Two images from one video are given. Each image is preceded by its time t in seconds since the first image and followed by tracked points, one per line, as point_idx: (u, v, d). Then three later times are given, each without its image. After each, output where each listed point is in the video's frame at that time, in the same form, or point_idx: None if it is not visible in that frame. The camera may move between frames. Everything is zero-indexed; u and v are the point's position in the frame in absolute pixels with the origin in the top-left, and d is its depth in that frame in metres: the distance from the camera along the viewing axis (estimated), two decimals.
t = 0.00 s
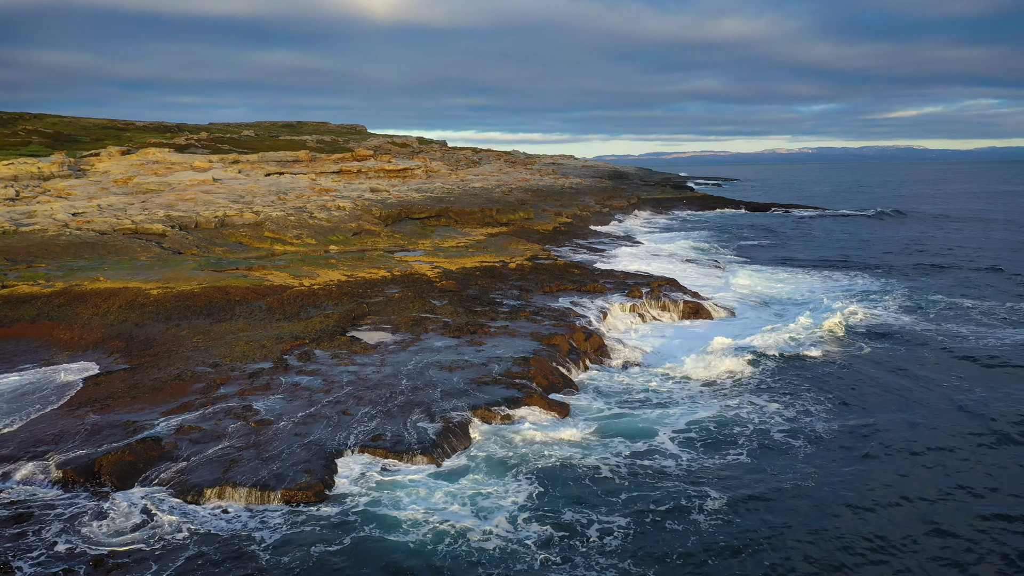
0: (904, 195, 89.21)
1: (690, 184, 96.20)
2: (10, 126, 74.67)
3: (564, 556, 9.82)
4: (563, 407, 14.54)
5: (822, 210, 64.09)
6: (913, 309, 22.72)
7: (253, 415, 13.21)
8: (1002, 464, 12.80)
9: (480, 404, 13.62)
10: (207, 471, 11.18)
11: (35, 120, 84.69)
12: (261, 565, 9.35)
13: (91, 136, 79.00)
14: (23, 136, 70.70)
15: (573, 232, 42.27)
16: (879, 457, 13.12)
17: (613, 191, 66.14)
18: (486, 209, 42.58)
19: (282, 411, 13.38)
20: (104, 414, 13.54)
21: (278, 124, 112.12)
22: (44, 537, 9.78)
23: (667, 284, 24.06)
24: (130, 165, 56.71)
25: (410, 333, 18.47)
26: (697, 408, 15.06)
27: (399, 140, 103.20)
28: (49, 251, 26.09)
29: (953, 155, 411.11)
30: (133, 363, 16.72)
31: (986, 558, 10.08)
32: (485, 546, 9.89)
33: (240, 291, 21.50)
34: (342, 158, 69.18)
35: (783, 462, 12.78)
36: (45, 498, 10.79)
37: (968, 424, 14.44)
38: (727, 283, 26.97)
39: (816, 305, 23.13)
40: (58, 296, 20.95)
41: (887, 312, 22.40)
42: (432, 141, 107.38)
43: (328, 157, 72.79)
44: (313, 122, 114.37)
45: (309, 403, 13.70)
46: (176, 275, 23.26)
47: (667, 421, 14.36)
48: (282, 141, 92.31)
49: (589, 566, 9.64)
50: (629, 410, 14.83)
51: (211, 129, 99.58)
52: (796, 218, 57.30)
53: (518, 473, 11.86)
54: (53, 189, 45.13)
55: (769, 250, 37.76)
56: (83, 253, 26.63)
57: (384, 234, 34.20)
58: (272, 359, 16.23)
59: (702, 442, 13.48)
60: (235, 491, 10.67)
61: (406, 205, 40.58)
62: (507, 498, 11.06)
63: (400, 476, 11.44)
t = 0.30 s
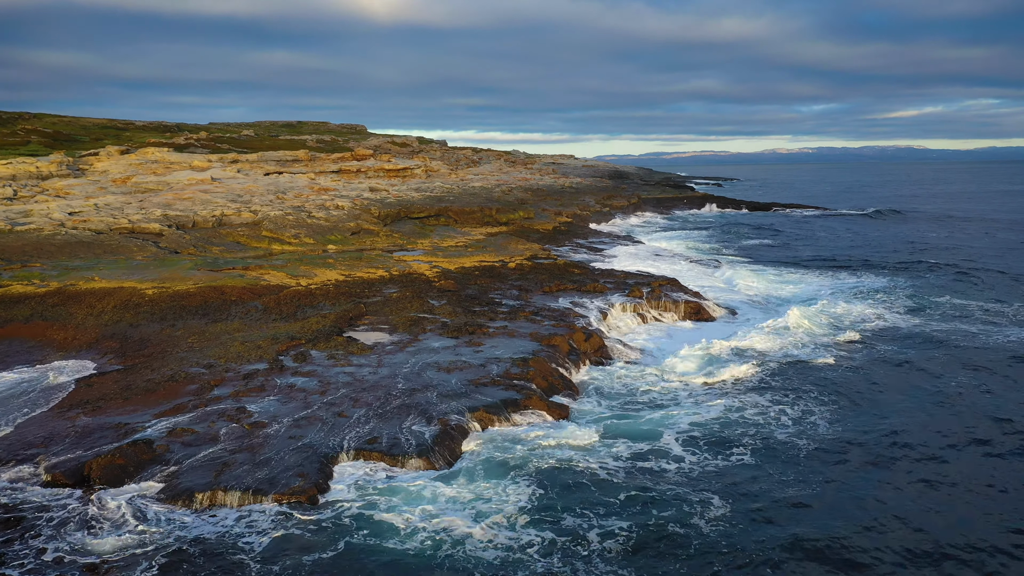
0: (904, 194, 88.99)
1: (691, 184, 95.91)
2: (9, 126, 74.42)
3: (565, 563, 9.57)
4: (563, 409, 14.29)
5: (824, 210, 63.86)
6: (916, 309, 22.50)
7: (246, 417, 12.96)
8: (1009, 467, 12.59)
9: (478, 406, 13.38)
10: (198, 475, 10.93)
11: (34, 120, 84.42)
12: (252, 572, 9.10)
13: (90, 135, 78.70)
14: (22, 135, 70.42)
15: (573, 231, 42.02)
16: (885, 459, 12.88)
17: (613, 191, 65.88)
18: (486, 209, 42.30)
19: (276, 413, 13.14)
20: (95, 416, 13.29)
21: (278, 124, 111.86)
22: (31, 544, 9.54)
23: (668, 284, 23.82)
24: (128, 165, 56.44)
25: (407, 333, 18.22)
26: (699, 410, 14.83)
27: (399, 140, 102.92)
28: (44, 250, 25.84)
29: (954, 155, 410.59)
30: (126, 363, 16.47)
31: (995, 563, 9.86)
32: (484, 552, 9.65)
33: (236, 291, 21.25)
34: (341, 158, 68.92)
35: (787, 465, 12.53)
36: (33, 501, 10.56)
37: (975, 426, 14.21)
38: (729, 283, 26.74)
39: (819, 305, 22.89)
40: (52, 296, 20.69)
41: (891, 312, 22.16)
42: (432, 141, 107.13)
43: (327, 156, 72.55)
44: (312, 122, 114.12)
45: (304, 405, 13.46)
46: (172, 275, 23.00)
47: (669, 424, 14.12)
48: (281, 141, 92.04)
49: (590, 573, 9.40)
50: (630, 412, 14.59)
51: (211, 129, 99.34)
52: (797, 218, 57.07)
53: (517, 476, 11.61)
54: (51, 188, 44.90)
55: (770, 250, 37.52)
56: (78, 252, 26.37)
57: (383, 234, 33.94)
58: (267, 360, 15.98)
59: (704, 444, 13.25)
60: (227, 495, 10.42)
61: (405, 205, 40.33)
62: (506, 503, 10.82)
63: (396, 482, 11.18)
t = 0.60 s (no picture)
0: (906, 194, 88.73)
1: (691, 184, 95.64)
2: (8, 125, 74.23)
3: (565, 569, 9.34)
4: (563, 412, 14.09)
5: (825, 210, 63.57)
6: (919, 309, 22.28)
7: (240, 419, 12.74)
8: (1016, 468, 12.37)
9: (476, 408, 13.14)
10: (189, 479, 10.71)
11: (33, 119, 84.22)
12: None
13: (89, 134, 78.47)
14: (21, 135, 70.21)
15: (574, 231, 41.77)
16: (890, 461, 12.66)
17: (614, 191, 65.60)
18: (485, 208, 42.02)
19: (271, 415, 12.91)
20: (86, 418, 13.06)
21: (277, 123, 111.62)
22: (18, 550, 9.29)
23: (669, 284, 23.57)
24: (127, 164, 56.22)
25: (405, 334, 17.98)
26: (701, 410, 14.61)
27: (399, 140, 102.71)
28: (39, 249, 25.61)
29: (954, 155, 410.27)
30: (120, 364, 16.22)
31: (1005, 567, 9.63)
32: (482, 558, 9.42)
33: (232, 291, 21.02)
34: (341, 157, 68.70)
35: (792, 467, 12.29)
36: (21, 504, 10.34)
37: (981, 427, 13.99)
38: (730, 283, 26.52)
39: (822, 305, 22.63)
40: (46, 296, 20.45)
41: (894, 312, 21.94)
42: (432, 141, 106.91)
43: (327, 156, 72.31)
44: (312, 122, 113.87)
45: (299, 407, 13.23)
46: (168, 275, 22.75)
47: (670, 425, 13.90)
48: (281, 141, 91.82)
49: None
50: (631, 413, 14.35)
51: (211, 129, 99.14)
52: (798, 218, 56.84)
53: (516, 480, 11.38)
54: (48, 187, 44.71)
55: (771, 250, 37.30)
56: (74, 251, 26.13)
57: (382, 234, 33.69)
58: (262, 360, 15.74)
59: (707, 446, 13.01)
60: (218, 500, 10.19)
61: (404, 204, 40.08)
62: (504, 507, 10.59)
63: (392, 485, 10.97)
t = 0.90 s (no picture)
0: (907, 194, 88.46)
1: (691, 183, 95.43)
2: (7, 125, 74.05)
3: None
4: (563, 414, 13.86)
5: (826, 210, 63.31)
6: (923, 309, 22.06)
7: (234, 422, 12.50)
8: None
9: (473, 410, 12.91)
10: (180, 484, 10.46)
11: (33, 119, 84.10)
12: None
13: (89, 134, 78.31)
14: (20, 134, 70.07)
15: (574, 230, 41.57)
16: (898, 464, 12.39)
17: (614, 190, 65.39)
18: (485, 208, 41.79)
19: (265, 417, 12.69)
20: (77, 420, 12.83)
21: (277, 123, 111.40)
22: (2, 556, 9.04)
23: (670, 284, 23.35)
24: (126, 163, 56.05)
25: (402, 334, 17.75)
26: (703, 412, 14.37)
27: (399, 139, 102.53)
28: (35, 249, 25.38)
29: (955, 155, 409.86)
30: (113, 365, 15.98)
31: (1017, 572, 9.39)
32: (481, 566, 9.18)
33: (228, 291, 20.79)
34: (341, 157, 68.54)
35: (798, 470, 12.03)
36: (8, 506, 10.10)
37: (990, 429, 13.73)
38: (732, 283, 26.29)
39: (825, 306, 22.39)
40: (39, 296, 20.20)
41: (898, 312, 21.71)
42: (432, 141, 106.74)
43: (327, 155, 72.10)
44: (312, 122, 113.71)
45: (294, 409, 13.00)
46: (164, 275, 22.49)
47: (673, 427, 13.65)
48: (281, 141, 91.63)
49: None
50: (631, 415, 14.12)
51: (211, 128, 98.99)
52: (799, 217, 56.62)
53: (514, 484, 11.16)
54: (46, 186, 44.51)
55: (773, 249, 37.08)
56: (70, 251, 25.90)
57: (380, 233, 33.49)
58: (257, 362, 15.49)
59: (709, 448, 12.76)
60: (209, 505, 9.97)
61: (404, 204, 39.85)
62: (503, 513, 10.35)
63: (388, 491, 10.71)
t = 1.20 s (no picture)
0: (907, 194, 88.21)
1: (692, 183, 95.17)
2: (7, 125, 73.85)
3: None
4: (562, 415, 13.66)
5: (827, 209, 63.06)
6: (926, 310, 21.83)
7: (227, 425, 12.28)
8: None
9: (471, 412, 12.70)
10: (171, 489, 10.23)
11: (33, 118, 83.98)
12: None
13: (88, 134, 78.11)
14: (19, 133, 69.91)
15: (574, 230, 41.34)
16: (905, 468, 12.14)
17: (614, 190, 65.16)
18: (485, 207, 41.57)
19: (259, 420, 12.47)
20: (68, 423, 12.60)
21: (277, 122, 111.20)
22: None
23: (670, 284, 23.13)
24: (125, 163, 55.85)
25: (400, 335, 17.52)
26: (705, 412, 14.15)
27: (399, 139, 102.37)
28: (30, 249, 25.15)
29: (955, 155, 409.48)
30: (106, 366, 15.74)
31: None
32: None
33: (224, 291, 20.56)
34: (341, 156, 68.34)
35: (804, 473, 11.79)
36: None
37: (997, 432, 13.50)
38: (733, 283, 26.08)
39: (827, 306, 22.16)
40: (33, 296, 19.97)
41: (900, 312, 21.51)
42: (432, 141, 106.55)
43: (326, 155, 71.90)
44: (312, 122, 113.52)
45: (289, 411, 12.78)
46: (159, 275, 22.25)
47: (675, 428, 13.42)
48: (280, 140, 91.43)
49: None
50: (633, 417, 13.88)
51: (210, 128, 98.80)
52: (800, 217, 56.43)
53: (515, 490, 10.92)
54: (45, 185, 44.28)
55: (774, 249, 36.87)
56: (65, 250, 25.67)
57: (379, 233, 33.28)
58: (252, 363, 15.26)
59: (713, 450, 12.53)
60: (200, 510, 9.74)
61: (403, 203, 39.62)
62: (503, 520, 10.12)
63: (385, 496, 10.49)
